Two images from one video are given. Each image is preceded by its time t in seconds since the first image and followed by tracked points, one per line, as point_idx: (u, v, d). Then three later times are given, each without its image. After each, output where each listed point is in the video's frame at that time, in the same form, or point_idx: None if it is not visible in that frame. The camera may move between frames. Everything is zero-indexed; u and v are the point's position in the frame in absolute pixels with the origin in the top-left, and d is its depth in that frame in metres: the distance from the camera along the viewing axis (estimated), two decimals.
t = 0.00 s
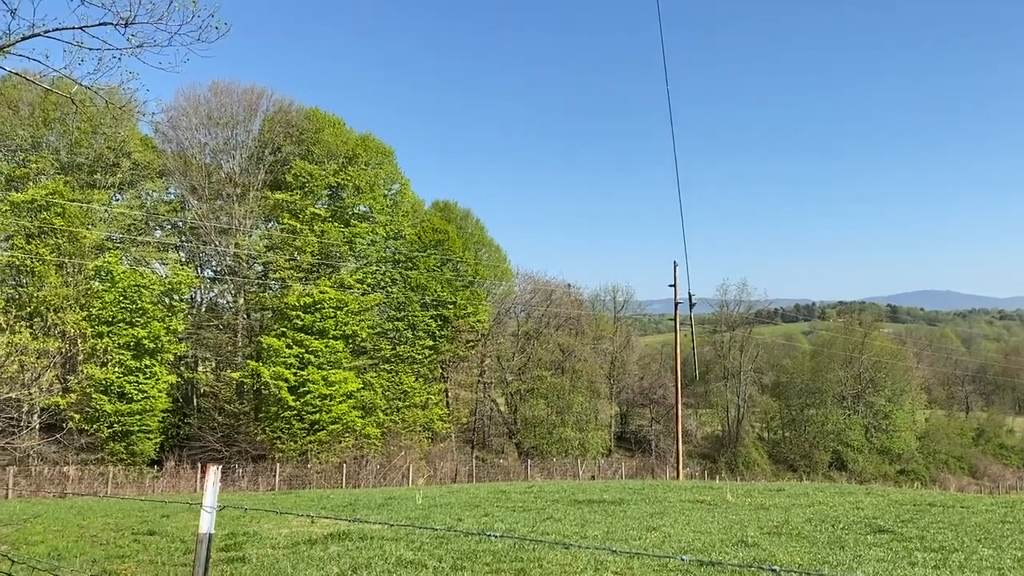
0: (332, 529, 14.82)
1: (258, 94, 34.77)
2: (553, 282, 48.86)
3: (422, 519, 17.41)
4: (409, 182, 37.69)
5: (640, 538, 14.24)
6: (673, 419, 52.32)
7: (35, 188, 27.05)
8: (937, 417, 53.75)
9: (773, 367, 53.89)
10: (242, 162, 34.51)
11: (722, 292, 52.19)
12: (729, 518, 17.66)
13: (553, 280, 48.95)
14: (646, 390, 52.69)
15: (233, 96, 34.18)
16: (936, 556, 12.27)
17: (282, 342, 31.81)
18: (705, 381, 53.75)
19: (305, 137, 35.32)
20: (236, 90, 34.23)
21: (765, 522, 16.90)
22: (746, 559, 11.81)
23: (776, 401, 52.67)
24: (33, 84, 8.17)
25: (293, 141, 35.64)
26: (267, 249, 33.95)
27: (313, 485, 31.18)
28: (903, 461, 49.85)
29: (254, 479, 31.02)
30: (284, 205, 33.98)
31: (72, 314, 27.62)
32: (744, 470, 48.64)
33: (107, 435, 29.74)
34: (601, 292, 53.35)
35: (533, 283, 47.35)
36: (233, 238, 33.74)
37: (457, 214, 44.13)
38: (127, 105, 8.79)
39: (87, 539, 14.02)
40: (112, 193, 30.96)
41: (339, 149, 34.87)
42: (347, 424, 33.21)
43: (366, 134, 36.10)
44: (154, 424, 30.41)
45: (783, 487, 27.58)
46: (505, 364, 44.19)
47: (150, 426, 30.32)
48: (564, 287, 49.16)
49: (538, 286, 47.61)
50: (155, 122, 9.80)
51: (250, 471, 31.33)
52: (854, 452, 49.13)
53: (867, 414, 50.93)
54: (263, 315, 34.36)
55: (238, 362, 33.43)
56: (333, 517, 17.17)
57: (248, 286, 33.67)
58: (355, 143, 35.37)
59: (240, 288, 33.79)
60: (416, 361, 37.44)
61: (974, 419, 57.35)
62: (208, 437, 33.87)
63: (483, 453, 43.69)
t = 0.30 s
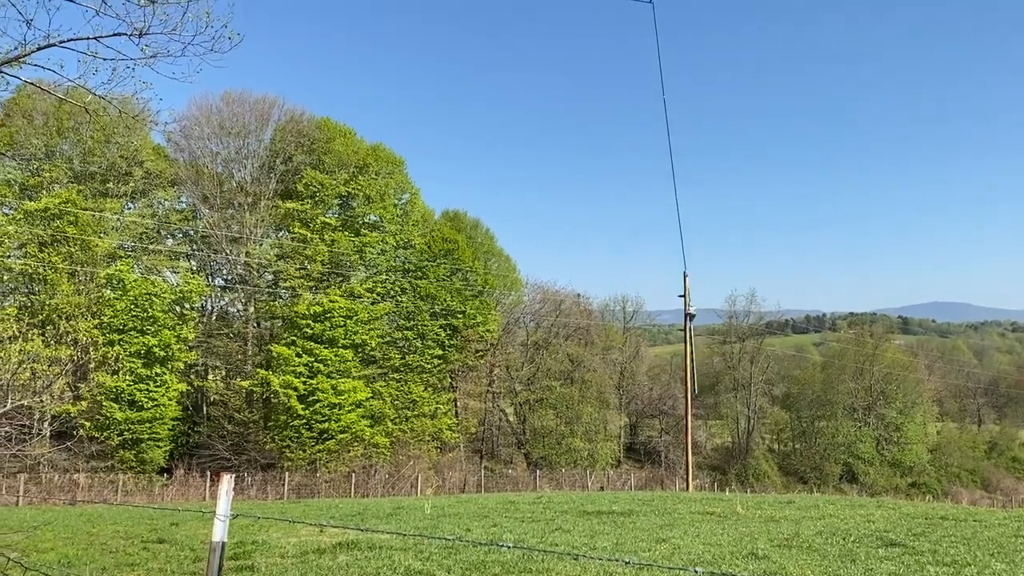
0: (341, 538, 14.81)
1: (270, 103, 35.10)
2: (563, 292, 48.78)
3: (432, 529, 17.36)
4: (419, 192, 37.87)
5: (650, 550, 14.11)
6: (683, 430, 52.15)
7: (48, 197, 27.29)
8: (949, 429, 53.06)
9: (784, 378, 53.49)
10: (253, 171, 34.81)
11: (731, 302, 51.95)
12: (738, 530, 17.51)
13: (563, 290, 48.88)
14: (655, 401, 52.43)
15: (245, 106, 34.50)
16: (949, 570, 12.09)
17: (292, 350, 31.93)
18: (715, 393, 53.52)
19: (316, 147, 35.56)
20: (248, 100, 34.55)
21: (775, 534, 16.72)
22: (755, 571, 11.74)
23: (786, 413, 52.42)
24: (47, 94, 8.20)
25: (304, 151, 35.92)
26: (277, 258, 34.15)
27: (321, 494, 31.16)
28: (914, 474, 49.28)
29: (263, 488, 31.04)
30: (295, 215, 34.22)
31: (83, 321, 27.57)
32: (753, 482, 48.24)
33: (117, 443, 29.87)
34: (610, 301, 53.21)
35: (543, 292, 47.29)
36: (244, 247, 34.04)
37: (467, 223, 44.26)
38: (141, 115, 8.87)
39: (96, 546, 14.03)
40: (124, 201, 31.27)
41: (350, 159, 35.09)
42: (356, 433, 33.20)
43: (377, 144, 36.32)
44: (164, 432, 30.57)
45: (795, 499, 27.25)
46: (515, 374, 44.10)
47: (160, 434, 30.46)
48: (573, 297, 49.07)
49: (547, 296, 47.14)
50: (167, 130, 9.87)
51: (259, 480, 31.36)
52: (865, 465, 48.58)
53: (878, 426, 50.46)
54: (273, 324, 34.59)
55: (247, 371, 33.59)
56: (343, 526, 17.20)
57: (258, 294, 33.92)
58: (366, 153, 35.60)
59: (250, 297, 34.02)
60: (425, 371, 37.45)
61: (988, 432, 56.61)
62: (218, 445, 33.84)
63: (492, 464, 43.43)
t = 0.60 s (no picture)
0: (350, 551, 14.75)
1: (282, 117, 35.47)
2: (573, 304, 48.65)
3: (441, 542, 17.28)
4: (430, 204, 37.99)
5: (660, 566, 13.96)
6: (694, 444, 51.72)
7: (62, 209, 27.67)
8: (963, 445, 52.22)
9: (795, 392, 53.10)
10: (266, 184, 35.12)
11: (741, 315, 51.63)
12: (749, 545, 17.29)
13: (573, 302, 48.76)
14: (666, 414, 52.04)
15: (258, 119, 34.89)
16: None
17: (303, 362, 32.01)
18: (727, 407, 53.31)
19: (328, 160, 35.83)
20: (261, 113, 34.94)
21: (787, 550, 16.48)
22: None
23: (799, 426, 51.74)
24: (63, 107, 8.34)
25: (316, 163, 36.21)
26: (289, 270, 34.32)
27: (331, 507, 31.15)
28: (927, 490, 48.41)
29: (273, 499, 31.06)
30: (307, 227, 34.43)
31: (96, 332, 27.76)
32: (765, 496, 47.70)
33: (128, 454, 29.97)
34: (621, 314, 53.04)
35: (553, 305, 47.22)
36: (256, 259, 34.25)
37: (477, 236, 44.40)
38: (155, 128, 8.99)
39: (106, 558, 14.04)
40: (138, 213, 31.69)
41: (361, 171, 35.32)
42: (366, 445, 33.14)
43: (388, 156, 36.56)
44: (175, 443, 30.61)
45: (808, 515, 26.86)
46: (525, 387, 43.97)
47: (171, 445, 30.54)
48: (583, 309, 48.93)
49: (557, 309, 47.27)
50: (180, 142, 9.99)
51: (269, 491, 31.38)
52: (878, 480, 47.93)
53: (891, 441, 49.85)
54: (284, 335, 34.64)
55: (258, 382, 33.73)
56: (352, 539, 17.19)
57: (270, 306, 34.08)
58: (377, 165, 35.85)
59: (262, 308, 34.24)
60: (435, 383, 37.38)
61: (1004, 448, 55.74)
62: (228, 457, 33.94)
63: (501, 476, 43.49)
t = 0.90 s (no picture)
0: (360, 566, 14.64)
1: (296, 132, 35.89)
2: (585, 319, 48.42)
3: (452, 558, 17.15)
4: (442, 218, 38.15)
5: None
6: (707, 460, 50.60)
7: (78, 223, 28.01)
8: (979, 463, 51.23)
9: (808, 409, 52.63)
10: (279, 198, 35.44)
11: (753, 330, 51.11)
12: (762, 563, 17.00)
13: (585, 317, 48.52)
14: (678, 430, 51.51)
15: (272, 134, 35.30)
16: None
17: (314, 376, 32.07)
18: (739, 423, 52.90)
19: (341, 174, 36.15)
20: (275, 128, 35.34)
21: (800, 568, 16.21)
22: None
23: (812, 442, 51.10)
24: (79, 123, 8.47)
25: (329, 178, 36.52)
26: (301, 284, 34.50)
27: (343, 521, 31.09)
28: (942, 507, 47.36)
29: (284, 513, 31.02)
30: (320, 241, 34.65)
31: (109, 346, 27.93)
32: (778, 513, 47.08)
33: (140, 467, 30.05)
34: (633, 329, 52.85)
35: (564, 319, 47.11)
36: (269, 273, 34.47)
37: (489, 250, 44.50)
38: (169, 143, 9.10)
39: (118, 571, 14.05)
40: (152, 228, 32.13)
41: (374, 187, 35.63)
42: (377, 460, 33.00)
43: (401, 171, 36.84)
44: (186, 457, 30.68)
45: (822, 532, 26.44)
46: (536, 402, 43.80)
47: (182, 459, 30.57)
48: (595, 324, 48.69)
49: (569, 323, 47.26)
50: (193, 157, 10.10)
51: (279, 505, 31.28)
52: (893, 498, 47.17)
53: (905, 458, 49.15)
54: (295, 349, 34.72)
55: (270, 396, 33.90)
56: (362, 554, 17.19)
57: (282, 320, 34.37)
58: (390, 180, 36.18)
59: (274, 322, 34.48)
60: (446, 398, 37.33)
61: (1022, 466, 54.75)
62: (240, 470, 33.99)
63: (512, 492, 43.31)
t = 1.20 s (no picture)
0: None
1: (310, 148, 36.35)
2: (597, 334, 48.24)
3: None
4: (454, 234, 38.29)
5: None
6: (720, 478, 50.21)
7: (94, 239, 28.36)
8: (995, 482, 50.12)
9: (822, 426, 52.10)
10: (293, 214, 35.76)
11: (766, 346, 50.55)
12: None
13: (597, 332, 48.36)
14: (691, 448, 51.02)
15: (286, 151, 35.76)
16: None
17: (326, 392, 32.04)
18: (754, 440, 52.61)
19: (354, 191, 36.44)
20: (290, 145, 35.79)
21: None
22: None
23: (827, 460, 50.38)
24: (96, 139, 8.58)
25: (342, 194, 36.83)
26: (314, 298, 34.59)
27: (354, 538, 31.33)
28: (960, 527, 46.30)
29: (295, 529, 31.01)
30: (333, 256, 34.82)
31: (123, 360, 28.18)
32: (792, 532, 46.34)
33: (152, 482, 30.09)
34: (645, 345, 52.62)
35: (576, 335, 47.00)
36: (282, 288, 34.68)
37: (501, 265, 44.56)
38: (185, 158, 9.19)
39: None
40: (166, 243, 32.42)
41: (387, 203, 35.73)
42: (389, 476, 32.77)
43: (413, 187, 37.02)
44: (199, 472, 30.72)
45: (837, 551, 25.95)
46: (548, 419, 43.63)
47: (194, 474, 30.61)
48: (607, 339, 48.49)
49: (580, 339, 47.09)
50: (208, 172, 10.19)
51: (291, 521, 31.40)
52: (909, 517, 46.26)
53: (921, 476, 48.34)
54: (307, 364, 34.69)
55: (282, 412, 33.98)
56: (372, 571, 17.13)
57: (295, 335, 34.42)
58: (403, 196, 36.27)
59: (286, 337, 34.50)
60: (458, 414, 37.27)
61: None
62: (252, 486, 34.01)
63: (524, 509, 43.49)
